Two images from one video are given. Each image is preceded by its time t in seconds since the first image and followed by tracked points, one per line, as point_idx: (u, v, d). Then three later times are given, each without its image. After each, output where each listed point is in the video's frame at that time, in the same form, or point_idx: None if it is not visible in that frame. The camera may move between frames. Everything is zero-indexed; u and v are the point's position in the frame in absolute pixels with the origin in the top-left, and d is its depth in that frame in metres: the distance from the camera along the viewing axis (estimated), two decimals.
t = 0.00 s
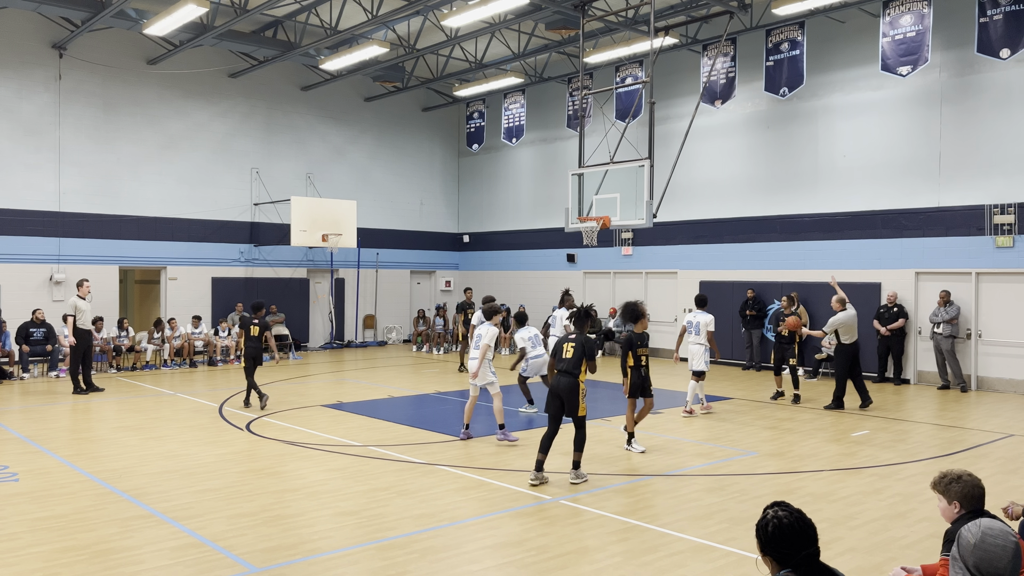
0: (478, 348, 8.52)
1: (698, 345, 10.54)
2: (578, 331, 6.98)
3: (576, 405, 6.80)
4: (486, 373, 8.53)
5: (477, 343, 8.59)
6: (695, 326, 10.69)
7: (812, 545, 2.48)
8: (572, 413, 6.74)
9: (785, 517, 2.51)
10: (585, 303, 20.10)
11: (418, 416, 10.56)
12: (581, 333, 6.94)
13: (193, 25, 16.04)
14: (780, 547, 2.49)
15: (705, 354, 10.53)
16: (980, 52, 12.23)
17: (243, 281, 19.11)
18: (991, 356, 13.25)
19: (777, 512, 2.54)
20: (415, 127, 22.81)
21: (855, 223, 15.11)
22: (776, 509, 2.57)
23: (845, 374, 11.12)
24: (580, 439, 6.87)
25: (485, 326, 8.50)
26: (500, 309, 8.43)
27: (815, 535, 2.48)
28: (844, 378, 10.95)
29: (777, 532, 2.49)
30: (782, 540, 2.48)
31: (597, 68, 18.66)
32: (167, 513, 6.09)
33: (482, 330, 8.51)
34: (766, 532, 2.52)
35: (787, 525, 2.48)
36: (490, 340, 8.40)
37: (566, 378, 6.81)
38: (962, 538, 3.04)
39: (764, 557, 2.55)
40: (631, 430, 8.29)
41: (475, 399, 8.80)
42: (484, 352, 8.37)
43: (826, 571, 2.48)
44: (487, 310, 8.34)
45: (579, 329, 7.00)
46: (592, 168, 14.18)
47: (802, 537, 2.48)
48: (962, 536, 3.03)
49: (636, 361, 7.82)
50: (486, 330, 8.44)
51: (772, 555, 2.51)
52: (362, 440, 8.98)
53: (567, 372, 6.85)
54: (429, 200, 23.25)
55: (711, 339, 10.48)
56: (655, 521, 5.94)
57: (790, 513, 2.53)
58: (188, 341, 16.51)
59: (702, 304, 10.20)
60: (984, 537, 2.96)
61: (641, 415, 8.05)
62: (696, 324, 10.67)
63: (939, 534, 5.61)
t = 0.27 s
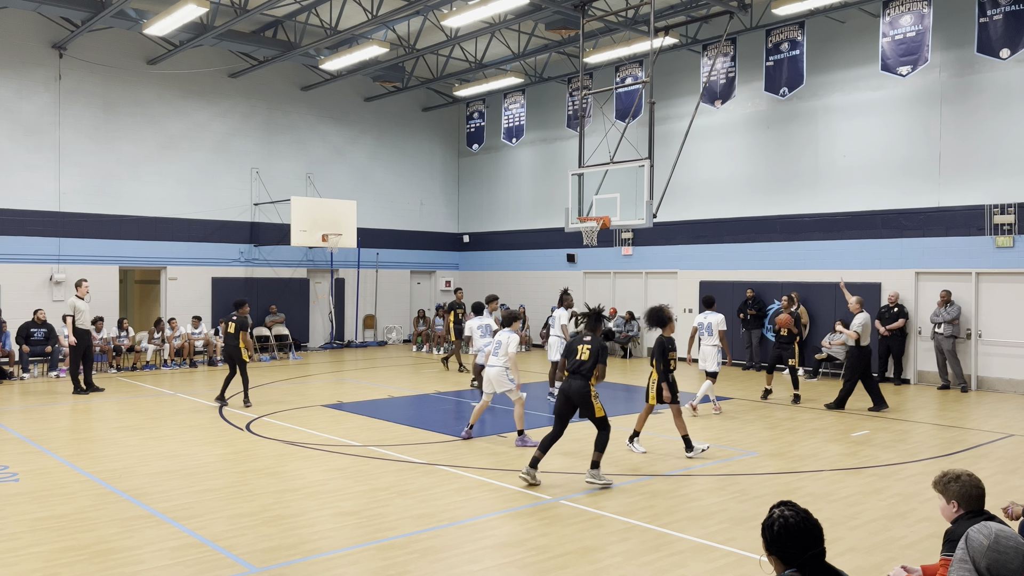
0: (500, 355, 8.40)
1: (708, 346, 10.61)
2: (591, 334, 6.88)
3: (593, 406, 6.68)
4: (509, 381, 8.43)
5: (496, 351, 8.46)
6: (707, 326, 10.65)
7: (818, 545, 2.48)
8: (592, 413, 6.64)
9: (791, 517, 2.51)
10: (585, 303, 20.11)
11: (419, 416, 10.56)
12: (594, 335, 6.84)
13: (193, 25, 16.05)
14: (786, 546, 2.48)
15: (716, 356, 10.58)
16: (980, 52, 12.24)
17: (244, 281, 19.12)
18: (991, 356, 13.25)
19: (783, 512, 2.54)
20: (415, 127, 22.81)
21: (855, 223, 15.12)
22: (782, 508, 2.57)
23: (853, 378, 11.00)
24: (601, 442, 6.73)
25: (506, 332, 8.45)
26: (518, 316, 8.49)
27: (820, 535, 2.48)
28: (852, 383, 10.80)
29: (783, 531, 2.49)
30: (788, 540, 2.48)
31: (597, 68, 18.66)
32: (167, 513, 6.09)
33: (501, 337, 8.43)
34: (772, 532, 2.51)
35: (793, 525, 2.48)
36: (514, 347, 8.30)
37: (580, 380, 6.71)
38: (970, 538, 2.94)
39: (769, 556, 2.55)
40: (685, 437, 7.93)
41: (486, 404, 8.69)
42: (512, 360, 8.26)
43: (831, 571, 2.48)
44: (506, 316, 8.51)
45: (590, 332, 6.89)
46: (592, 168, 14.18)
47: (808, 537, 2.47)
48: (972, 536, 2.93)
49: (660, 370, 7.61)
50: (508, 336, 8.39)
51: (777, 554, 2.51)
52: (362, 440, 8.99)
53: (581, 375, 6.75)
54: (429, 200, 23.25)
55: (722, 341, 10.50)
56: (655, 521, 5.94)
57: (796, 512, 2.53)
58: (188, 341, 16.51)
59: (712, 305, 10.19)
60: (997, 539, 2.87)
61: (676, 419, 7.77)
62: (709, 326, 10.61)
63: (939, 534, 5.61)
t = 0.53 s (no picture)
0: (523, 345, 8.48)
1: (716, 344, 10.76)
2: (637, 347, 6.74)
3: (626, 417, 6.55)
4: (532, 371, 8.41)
5: (516, 343, 8.54)
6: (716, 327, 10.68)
7: (832, 545, 2.49)
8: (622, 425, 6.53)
9: (806, 515, 2.52)
10: (586, 303, 20.11)
11: (419, 416, 10.56)
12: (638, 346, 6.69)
13: (193, 25, 16.04)
14: (800, 545, 2.49)
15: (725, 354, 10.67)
16: (980, 52, 12.24)
17: (244, 281, 19.10)
18: (991, 356, 13.24)
19: (798, 511, 2.55)
20: (415, 127, 22.81)
21: (855, 223, 15.12)
22: (796, 507, 2.59)
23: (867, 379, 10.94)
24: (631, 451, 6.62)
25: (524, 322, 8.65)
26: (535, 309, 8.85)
27: (835, 534, 2.50)
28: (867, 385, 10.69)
29: (797, 530, 2.50)
30: (803, 539, 2.49)
31: (597, 68, 18.66)
32: (167, 513, 6.09)
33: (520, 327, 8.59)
34: (786, 531, 2.52)
35: (808, 523, 2.49)
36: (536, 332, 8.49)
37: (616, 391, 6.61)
38: (972, 540, 2.94)
39: (783, 554, 2.56)
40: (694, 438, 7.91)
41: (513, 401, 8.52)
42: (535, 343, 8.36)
43: (845, 571, 2.49)
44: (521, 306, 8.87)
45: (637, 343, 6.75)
46: (592, 167, 14.17)
47: (823, 536, 2.49)
48: (974, 537, 2.93)
49: (703, 373, 7.56)
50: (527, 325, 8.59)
51: (791, 553, 2.52)
52: (362, 440, 8.98)
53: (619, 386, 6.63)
54: (429, 200, 23.25)
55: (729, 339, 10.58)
56: (655, 521, 5.94)
57: (811, 511, 2.54)
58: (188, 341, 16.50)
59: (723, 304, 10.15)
60: (1004, 541, 2.87)
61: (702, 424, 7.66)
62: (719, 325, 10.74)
63: (939, 534, 5.61)
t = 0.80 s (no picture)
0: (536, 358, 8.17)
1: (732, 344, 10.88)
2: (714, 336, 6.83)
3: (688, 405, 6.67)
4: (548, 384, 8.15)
5: (531, 354, 8.26)
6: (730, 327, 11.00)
7: (853, 547, 2.48)
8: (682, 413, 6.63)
9: (827, 517, 2.51)
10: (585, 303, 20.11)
11: (419, 416, 10.56)
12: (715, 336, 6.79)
13: (193, 25, 16.04)
14: (820, 547, 2.48)
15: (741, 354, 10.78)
16: (980, 52, 12.24)
17: (244, 281, 19.10)
18: (991, 357, 13.24)
19: (819, 512, 2.54)
20: (415, 127, 22.80)
21: (855, 223, 15.12)
22: (815, 508, 2.58)
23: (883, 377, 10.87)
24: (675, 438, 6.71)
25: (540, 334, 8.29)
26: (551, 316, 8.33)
27: (856, 536, 2.48)
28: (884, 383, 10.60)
29: (818, 532, 2.49)
30: (824, 541, 2.47)
31: (597, 68, 18.66)
32: (167, 513, 6.09)
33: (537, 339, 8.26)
34: (806, 533, 2.51)
35: (829, 525, 2.48)
36: (547, 347, 8.10)
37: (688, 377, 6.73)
38: (988, 545, 2.85)
39: (802, 556, 2.55)
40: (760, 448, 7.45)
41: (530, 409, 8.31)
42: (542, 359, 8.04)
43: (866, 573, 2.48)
44: (538, 316, 8.29)
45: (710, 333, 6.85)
46: (592, 167, 14.17)
47: (844, 539, 2.48)
48: (993, 543, 2.85)
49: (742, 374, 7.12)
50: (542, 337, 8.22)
51: (812, 555, 2.50)
52: (362, 440, 8.98)
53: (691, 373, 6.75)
54: (429, 200, 23.25)
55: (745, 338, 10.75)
56: (655, 521, 5.94)
57: (831, 513, 2.53)
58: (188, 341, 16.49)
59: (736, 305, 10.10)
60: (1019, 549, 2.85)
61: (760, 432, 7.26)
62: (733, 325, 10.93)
63: (939, 534, 5.61)
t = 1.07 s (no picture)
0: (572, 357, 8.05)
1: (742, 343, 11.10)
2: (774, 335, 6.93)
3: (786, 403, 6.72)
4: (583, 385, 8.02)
5: (565, 355, 8.12)
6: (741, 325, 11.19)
7: (871, 552, 2.48)
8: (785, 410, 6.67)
9: (845, 520, 2.50)
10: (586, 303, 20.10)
11: (419, 416, 10.56)
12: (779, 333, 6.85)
13: (193, 25, 16.04)
14: (837, 551, 2.48)
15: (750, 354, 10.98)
16: (980, 52, 12.24)
17: (244, 281, 19.11)
18: (992, 356, 13.24)
19: (837, 515, 2.54)
20: (415, 127, 22.81)
21: (854, 223, 15.13)
22: (833, 511, 2.57)
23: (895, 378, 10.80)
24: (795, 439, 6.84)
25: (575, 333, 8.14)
26: (585, 317, 8.24)
27: (874, 540, 2.48)
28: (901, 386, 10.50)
29: (836, 534, 2.48)
30: (841, 545, 2.47)
31: (598, 68, 18.67)
32: (167, 513, 6.09)
33: (571, 338, 8.11)
34: (821, 537, 2.51)
35: (846, 528, 2.48)
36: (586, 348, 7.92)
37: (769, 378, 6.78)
38: (970, 543, 2.86)
39: (817, 558, 2.55)
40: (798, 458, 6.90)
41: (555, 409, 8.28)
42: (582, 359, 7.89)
43: None
44: (572, 316, 8.18)
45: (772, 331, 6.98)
46: (592, 167, 14.16)
47: (862, 542, 2.47)
48: (974, 541, 2.85)
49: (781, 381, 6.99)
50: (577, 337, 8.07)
51: (828, 559, 2.50)
52: (362, 440, 8.98)
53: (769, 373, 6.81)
54: (429, 200, 23.25)
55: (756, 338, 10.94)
56: (655, 521, 5.94)
57: (849, 516, 2.53)
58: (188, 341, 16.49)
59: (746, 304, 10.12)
60: (1003, 543, 2.84)
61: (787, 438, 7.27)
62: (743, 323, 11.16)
63: (939, 534, 5.61)
